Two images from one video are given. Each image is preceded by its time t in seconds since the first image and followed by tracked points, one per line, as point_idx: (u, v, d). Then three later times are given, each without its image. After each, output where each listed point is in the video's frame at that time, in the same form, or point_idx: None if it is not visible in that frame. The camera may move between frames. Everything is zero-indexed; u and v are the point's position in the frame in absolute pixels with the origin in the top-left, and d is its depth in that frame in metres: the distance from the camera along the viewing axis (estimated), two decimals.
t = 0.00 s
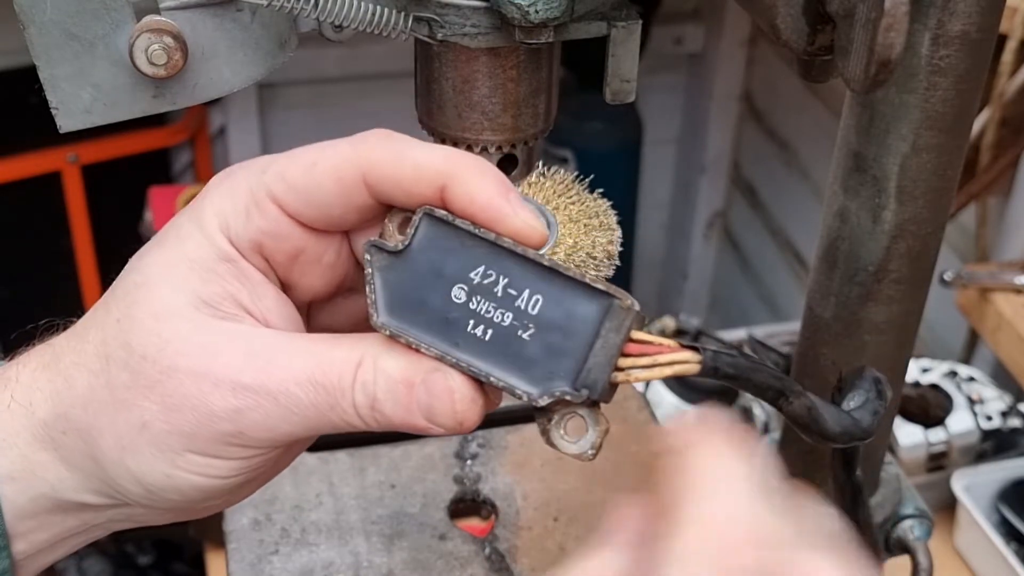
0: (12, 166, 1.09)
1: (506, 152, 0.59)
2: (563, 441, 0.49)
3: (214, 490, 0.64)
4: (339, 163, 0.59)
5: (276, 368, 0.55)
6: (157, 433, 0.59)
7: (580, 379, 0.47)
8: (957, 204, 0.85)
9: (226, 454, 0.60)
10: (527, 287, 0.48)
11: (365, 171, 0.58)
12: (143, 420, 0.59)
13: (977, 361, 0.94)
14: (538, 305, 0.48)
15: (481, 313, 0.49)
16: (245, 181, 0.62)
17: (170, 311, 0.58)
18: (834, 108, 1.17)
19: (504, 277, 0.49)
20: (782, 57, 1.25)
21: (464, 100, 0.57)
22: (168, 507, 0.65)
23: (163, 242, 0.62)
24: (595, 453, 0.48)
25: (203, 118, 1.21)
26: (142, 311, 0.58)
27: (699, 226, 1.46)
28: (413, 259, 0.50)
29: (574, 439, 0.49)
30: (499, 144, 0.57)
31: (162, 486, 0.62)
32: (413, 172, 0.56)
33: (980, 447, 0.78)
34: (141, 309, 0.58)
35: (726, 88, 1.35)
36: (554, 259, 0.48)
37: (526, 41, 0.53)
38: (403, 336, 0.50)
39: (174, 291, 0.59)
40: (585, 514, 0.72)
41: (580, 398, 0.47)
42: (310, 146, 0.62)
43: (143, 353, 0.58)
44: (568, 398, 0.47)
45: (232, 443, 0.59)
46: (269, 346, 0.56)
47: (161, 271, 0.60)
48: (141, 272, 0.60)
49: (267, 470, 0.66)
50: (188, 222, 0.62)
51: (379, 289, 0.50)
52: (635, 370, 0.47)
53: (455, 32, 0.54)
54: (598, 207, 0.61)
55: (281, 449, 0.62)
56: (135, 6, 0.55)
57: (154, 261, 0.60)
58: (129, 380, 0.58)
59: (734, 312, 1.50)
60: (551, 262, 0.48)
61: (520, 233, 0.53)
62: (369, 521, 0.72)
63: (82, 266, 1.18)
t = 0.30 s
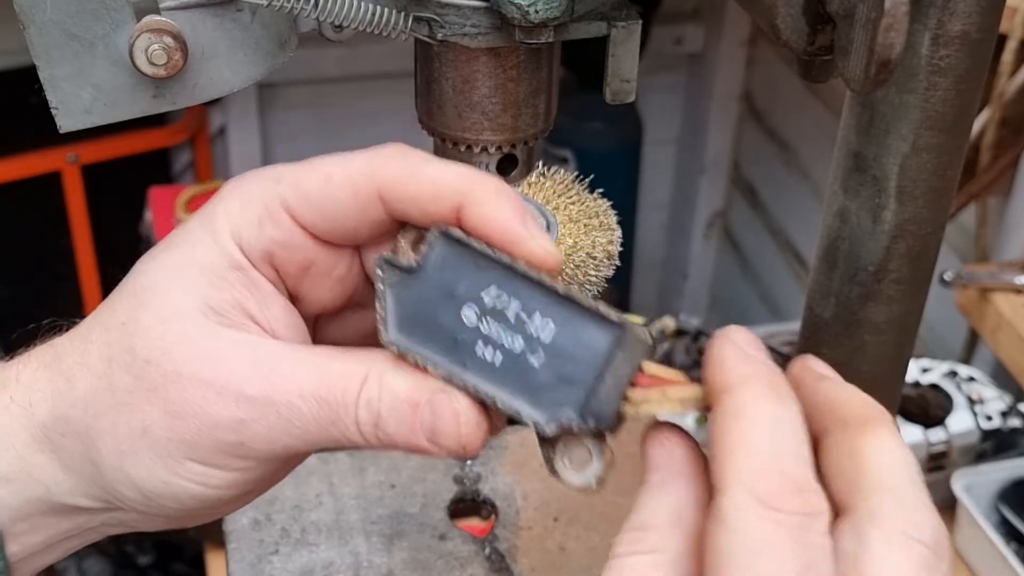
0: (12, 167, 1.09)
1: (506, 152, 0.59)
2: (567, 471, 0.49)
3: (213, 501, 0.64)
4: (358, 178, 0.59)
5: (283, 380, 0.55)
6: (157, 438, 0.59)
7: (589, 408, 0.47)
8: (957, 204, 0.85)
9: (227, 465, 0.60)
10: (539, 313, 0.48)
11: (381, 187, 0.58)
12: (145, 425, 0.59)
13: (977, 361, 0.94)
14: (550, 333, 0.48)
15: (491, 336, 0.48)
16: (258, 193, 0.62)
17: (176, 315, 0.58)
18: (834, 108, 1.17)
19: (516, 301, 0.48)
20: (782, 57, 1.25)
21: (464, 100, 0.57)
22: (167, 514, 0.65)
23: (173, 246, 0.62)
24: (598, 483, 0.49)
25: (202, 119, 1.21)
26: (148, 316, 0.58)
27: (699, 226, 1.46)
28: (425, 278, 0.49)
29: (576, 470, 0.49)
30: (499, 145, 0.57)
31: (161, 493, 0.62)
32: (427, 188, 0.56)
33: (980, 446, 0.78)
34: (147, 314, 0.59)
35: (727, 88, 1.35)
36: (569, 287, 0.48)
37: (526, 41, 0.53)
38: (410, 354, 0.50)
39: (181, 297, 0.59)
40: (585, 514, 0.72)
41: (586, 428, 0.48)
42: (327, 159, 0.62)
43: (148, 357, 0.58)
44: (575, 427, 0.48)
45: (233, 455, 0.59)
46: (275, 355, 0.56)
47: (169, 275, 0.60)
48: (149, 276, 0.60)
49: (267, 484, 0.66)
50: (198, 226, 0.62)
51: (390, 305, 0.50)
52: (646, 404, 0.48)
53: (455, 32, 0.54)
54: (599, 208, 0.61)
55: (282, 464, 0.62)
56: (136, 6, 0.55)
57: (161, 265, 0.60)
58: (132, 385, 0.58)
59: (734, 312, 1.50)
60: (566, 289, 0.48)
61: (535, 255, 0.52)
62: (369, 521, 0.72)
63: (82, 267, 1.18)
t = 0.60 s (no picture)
0: (12, 165, 1.09)
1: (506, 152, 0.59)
2: (573, 465, 0.50)
3: (213, 491, 0.64)
4: (375, 164, 0.59)
5: (285, 371, 0.55)
6: (156, 427, 0.59)
7: (603, 401, 0.49)
8: (957, 204, 0.85)
9: (226, 455, 0.60)
10: (555, 304, 0.50)
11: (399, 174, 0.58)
12: (144, 417, 0.59)
13: (977, 361, 0.94)
14: (565, 323, 0.50)
15: (505, 326, 0.50)
16: (272, 180, 0.62)
17: (178, 302, 0.58)
18: (834, 108, 1.17)
19: (532, 292, 0.50)
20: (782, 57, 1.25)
21: (464, 100, 0.57)
22: (165, 507, 0.65)
23: (178, 233, 0.62)
24: (607, 480, 0.50)
25: (202, 121, 1.21)
26: (151, 303, 0.58)
27: (699, 226, 1.46)
28: (440, 266, 0.51)
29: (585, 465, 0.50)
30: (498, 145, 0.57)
31: (159, 483, 0.62)
32: (447, 173, 0.56)
33: (980, 446, 0.78)
34: (150, 302, 0.59)
35: (727, 88, 1.35)
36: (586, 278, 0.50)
37: (526, 41, 0.53)
38: (420, 341, 0.51)
39: (184, 285, 0.59)
40: (585, 514, 0.72)
41: (601, 421, 0.49)
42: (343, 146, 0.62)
43: (149, 344, 0.58)
44: (589, 420, 0.49)
45: (233, 444, 0.59)
46: (277, 347, 0.56)
47: (173, 263, 0.60)
48: (152, 261, 0.60)
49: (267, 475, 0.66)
50: (207, 215, 0.62)
51: (403, 292, 0.51)
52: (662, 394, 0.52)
53: (455, 32, 0.54)
54: (599, 207, 0.61)
55: (282, 454, 0.62)
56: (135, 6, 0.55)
57: (167, 253, 0.60)
58: (130, 371, 0.58)
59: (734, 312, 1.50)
60: (584, 281, 0.50)
61: (554, 245, 0.53)
62: (369, 521, 0.72)
63: (82, 267, 1.18)
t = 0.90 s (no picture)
0: (13, 165, 1.09)
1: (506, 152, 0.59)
2: (580, 470, 0.49)
3: (214, 487, 0.63)
4: (384, 162, 0.59)
5: (290, 367, 0.55)
6: (158, 420, 0.59)
7: (611, 405, 0.49)
8: (957, 204, 0.85)
9: (228, 450, 0.60)
10: (561, 307, 0.51)
11: (406, 173, 0.58)
12: (145, 411, 0.59)
13: (977, 361, 0.94)
14: (572, 326, 0.50)
15: (513, 328, 0.50)
16: (280, 175, 0.62)
17: (182, 295, 0.58)
18: (834, 108, 1.17)
19: (539, 295, 0.51)
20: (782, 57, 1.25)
21: (464, 100, 0.57)
22: (167, 502, 0.65)
23: (183, 227, 0.61)
24: (612, 484, 0.49)
25: (202, 121, 1.21)
26: (156, 296, 0.58)
27: (699, 226, 1.46)
28: (447, 266, 0.51)
29: (590, 469, 0.50)
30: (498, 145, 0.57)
31: (160, 476, 0.62)
32: (456, 177, 0.56)
33: (980, 446, 0.78)
34: (154, 294, 0.58)
35: (727, 88, 1.35)
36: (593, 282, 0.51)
37: (526, 41, 0.53)
38: (425, 343, 0.51)
39: (188, 280, 0.59)
40: (585, 514, 0.72)
41: (609, 424, 0.49)
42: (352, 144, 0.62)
43: (153, 338, 0.58)
44: (596, 423, 0.49)
45: (236, 440, 0.59)
46: (281, 343, 0.56)
47: (176, 257, 0.60)
48: (157, 255, 0.60)
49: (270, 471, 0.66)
50: (212, 208, 0.62)
51: (409, 292, 0.51)
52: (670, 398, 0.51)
53: (455, 32, 0.54)
54: (598, 208, 0.61)
55: (285, 450, 0.62)
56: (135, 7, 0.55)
57: (171, 246, 0.60)
58: (134, 363, 0.58)
59: (734, 312, 1.50)
60: (590, 284, 0.51)
61: (561, 250, 0.54)
62: (369, 521, 0.72)
63: (82, 267, 1.18)
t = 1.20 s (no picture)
0: (12, 165, 1.09)
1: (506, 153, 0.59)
2: (578, 468, 0.50)
3: (211, 478, 0.64)
4: (374, 158, 0.59)
5: (286, 363, 0.55)
6: (156, 412, 0.59)
7: (603, 410, 0.49)
8: (957, 204, 0.85)
9: (225, 442, 0.60)
10: (553, 308, 0.49)
11: (396, 170, 0.58)
12: (142, 402, 0.59)
13: (977, 361, 0.95)
14: (563, 328, 0.49)
15: (504, 331, 0.49)
16: (274, 170, 0.62)
17: (179, 289, 0.58)
18: (834, 108, 1.17)
19: (530, 296, 0.49)
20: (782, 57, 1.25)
21: (464, 100, 0.57)
22: (162, 490, 0.65)
23: (181, 219, 0.61)
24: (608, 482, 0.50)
25: (201, 121, 1.21)
26: (153, 287, 0.58)
27: (699, 226, 1.46)
28: (437, 267, 0.50)
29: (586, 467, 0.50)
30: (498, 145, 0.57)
31: (156, 467, 0.62)
32: (445, 174, 0.55)
33: (980, 446, 0.78)
34: (151, 287, 0.58)
35: (727, 88, 1.35)
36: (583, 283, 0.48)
37: (526, 41, 0.53)
38: (417, 347, 0.51)
39: (186, 274, 0.59)
40: (585, 514, 0.72)
41: (599, 428, 0.49)
42: (343, 138, 0.62)
43: (149, 331, 0.58)
44: (588, 428, 0.49)
45: (233, 433, 0.59)
46: (276, 339, 0.56)
47: (174, 251, 0.60)
48: (154, 248, 0.60)
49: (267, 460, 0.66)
50: (210, 200, 0.62)
51: (398, 296, 0.50)
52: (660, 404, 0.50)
53: (455, 32, 0.54)
54: (599, 207, 0.61)
55: (281, 445, 0.62)
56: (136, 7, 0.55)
57: (170, 238, 0.60)
58: (132, 355, 0.58)
59: (734, 312, 1.50)
60: (581, 285, 0.48)
61: (549, 250, 0.52)
62: (369, 521, 0.72)
63: (82, 267, 1.18)
